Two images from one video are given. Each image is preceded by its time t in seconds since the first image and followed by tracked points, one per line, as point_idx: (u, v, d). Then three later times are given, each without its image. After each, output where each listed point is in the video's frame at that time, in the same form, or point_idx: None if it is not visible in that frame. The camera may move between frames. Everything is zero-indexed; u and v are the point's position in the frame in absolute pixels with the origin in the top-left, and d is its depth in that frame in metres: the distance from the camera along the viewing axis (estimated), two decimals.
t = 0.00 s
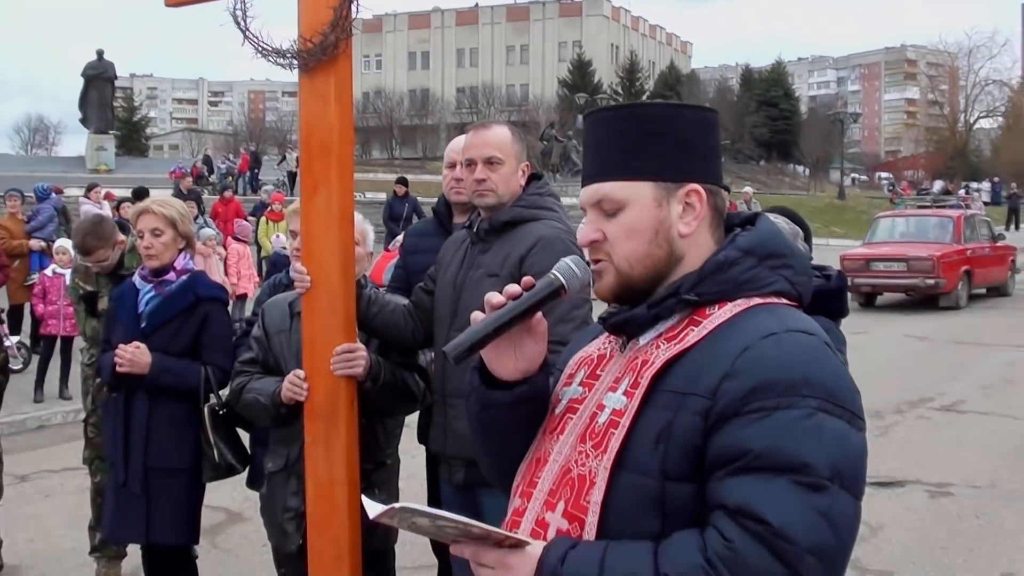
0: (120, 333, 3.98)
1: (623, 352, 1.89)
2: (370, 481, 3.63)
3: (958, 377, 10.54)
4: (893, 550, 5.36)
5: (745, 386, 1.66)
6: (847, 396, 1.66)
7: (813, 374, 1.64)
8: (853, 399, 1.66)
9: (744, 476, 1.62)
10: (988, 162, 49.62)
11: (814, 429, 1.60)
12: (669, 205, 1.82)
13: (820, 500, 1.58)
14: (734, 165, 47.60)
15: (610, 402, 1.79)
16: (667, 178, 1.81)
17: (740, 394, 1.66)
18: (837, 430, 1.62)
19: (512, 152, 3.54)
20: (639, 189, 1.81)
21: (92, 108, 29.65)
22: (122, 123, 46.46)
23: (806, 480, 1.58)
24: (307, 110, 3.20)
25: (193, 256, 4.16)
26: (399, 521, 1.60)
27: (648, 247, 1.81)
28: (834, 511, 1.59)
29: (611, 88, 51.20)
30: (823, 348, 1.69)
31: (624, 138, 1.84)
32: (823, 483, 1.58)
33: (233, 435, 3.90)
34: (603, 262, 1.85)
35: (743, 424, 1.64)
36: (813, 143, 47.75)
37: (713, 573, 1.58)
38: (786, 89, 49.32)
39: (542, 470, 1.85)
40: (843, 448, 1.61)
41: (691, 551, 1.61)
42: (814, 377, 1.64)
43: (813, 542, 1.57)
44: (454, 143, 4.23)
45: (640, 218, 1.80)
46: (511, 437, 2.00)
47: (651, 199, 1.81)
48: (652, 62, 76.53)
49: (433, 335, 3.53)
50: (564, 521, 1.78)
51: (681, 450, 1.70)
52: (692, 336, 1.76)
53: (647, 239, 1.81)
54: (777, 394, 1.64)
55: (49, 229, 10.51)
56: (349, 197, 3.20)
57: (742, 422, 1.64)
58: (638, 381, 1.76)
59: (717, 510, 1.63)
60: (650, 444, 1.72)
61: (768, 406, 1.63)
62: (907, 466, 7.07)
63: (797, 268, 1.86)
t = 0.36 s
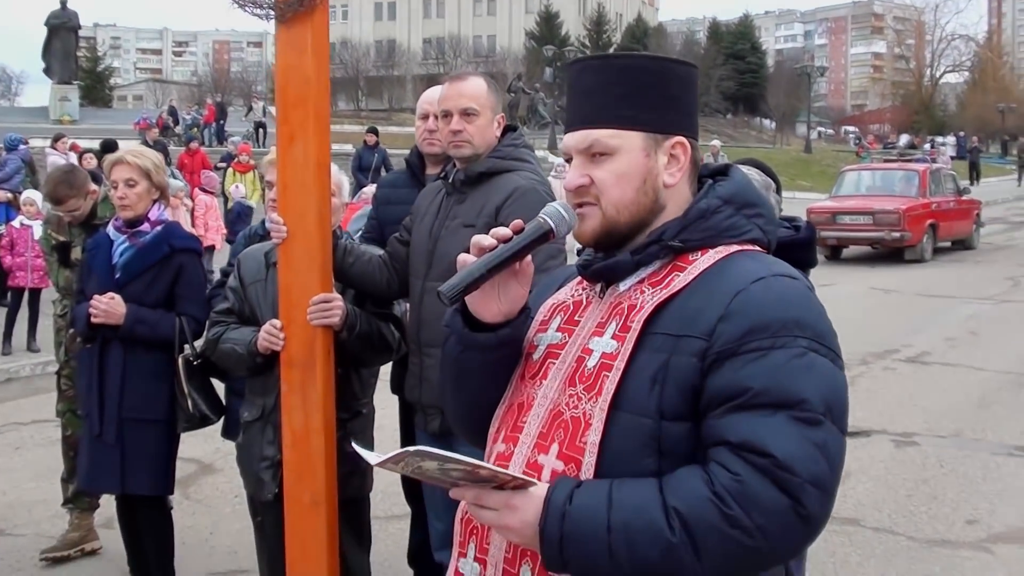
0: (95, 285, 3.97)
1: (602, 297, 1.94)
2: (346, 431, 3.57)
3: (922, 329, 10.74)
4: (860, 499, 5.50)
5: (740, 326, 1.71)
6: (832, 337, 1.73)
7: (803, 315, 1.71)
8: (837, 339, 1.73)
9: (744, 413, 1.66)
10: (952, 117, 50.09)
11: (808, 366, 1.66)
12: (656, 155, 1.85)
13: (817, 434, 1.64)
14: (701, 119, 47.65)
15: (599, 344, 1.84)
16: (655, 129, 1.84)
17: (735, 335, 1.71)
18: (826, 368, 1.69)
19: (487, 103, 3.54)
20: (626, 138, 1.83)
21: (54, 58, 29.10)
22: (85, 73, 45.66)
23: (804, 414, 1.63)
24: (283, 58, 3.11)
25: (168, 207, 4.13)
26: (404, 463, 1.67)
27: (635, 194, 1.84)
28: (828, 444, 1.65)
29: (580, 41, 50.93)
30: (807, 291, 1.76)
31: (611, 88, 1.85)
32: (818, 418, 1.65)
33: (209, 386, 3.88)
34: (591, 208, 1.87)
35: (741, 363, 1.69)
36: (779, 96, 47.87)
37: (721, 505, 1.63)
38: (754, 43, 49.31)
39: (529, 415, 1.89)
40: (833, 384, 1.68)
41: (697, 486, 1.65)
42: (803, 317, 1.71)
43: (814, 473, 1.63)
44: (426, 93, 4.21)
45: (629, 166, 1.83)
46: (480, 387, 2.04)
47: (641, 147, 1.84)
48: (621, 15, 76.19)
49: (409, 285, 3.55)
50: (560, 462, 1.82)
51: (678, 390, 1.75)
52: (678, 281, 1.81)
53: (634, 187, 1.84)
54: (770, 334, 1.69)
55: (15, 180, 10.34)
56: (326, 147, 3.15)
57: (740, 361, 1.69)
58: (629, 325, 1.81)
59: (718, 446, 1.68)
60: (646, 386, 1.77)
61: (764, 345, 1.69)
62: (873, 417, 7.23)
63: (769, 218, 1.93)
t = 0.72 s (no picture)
0: (57, 252, 3.96)
1: (568, 263, 1.99)
2: (309, 396, 3.57)
3: (875, 292, 10.95)
4: (816, 460, 5.65)
5: (721, 287, 1.80)
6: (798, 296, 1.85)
7: (774, 275, 1.82)
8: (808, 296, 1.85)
9: (731, 368, 1.76)
10: (904, 81, 50.65)
11: (785, 323, 1.77)
12: (621, 126, 1.91)
13: (798, 387, 1.76)
14: (657, 83, 47.77)
15: (577, 308, 1.89)
16: (620, 101, 1.90)
17: (716, 296, 1.79)
18: (798, 324, 1.80)
19: (449, 71, 3.56)
20: (593, 110, 1.88)
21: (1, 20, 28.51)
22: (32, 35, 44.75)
23: (786, 368, 1.75)
24: (245, 26, 3.11)
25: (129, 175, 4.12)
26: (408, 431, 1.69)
27: (603, 164, 1.90)
28: (808, 394, 1.77)
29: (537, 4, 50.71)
30: (775, 251, 1.87)
31: (578, 62, 1.89)
32: (798, 371, 1.76)
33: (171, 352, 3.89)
34: (559, 177, 1.91)
35: (725, 323, 1.77)
36: (734, 61, 48.09)
37: (719, 457, 1.72)
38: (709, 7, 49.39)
39: (504, 380, 1.93)
40: (808, 338, 1.79)
41: (693, 441, 1.74)
42: (776, 278, 1.81)
43: (799, 423, 1.75)
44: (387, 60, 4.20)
45: (598, 136, 1.88)
46: (444, 358, 2.06)
47: (607, 118, 1.89)
48: None
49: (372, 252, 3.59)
50: (545, 424, 1.86)
51: (663, 349, 1.82)
52: (650, 247, 1.88)
53: (600, 157, 1.89)
54: (749, 294, 1.79)
55: None
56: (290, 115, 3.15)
57: (724, 321, 1.78)
58: (607, 289, 1.87)
59: (706, 402, 1.76)
60: (630, 346, 1.83)
61: (745, 305, 1.78)
62: (827, 379, 7.40)
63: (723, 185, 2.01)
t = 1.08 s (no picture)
0: (9, 233, 3.91)
1: (522, 240, 2.01)
2: (264, 376, 3.58)
3: (827, 272, 11.12)
4: (769, 439, 5.75)
5: (678, 260, 1.84)
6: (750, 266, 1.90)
7: (729, 246, 1.86)
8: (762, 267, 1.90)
9: (692, 339, 1.80)
10: (856, 63, 51.19)
11: (741, 293, 1.82)
12: (571, 105, 1.94)
13: (755, 355, 1.81)
14: (612, 66, 47.92)
15: (535, 284, 1.92)
16: (569, 79, 1.93)
17: (674, 269, 1.83)
18: (752, 294, 1.86)
19: (403, 51, 3.57)
20: (544, 89, 1.90)
21: None
22: None
23: (743, 337, 1.80)
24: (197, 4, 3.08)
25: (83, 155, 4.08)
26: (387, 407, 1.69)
27: (555, 143, 1.93)
28: (764, 362, 1.82)
29: None
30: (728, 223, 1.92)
31: (527, 43, 1.91)
32: (754, 340, 1.81)
33: (125, 334, 3.90)
34: (512, 158, 1.94)
35: (683, 294, 1.82)
36: (689, 43, 48.37)
37: (683, 427, 1.77)
38: None
39: (463, 357, 1.95)
40: (763, 307, 1.85)
41: (657, 410, 1.78)
42: (731, 249, 1.86)
43: (756, 391, 1.80)
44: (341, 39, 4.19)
45: (550, 115, 1.91)
46: (402, 339, 2.07)
47: (557, 97, 1.92)
48: None
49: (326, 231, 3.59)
50: (508, 400, 1.89)
51: (622, 322, 1.86)
52: (604, 221, 1.91)
53: (552, 136, 1.92)
54: (706, 266, 1.83)
55: None
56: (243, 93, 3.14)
57: (683, 293, 1.82)
58: (564, 265, 1.90)
59: (667, 373, 1.81)
60: (590, 320, 1.86)
61: (702, 276, 1.82)
62: (780, 359, 7.51)
63: (669, 160, 2.06)
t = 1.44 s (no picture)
0: None
1: (481, 222, 2.04)
2: (222, 361, 3.58)
3: (786, 261, 11.27)
4: (728, 424, 5.83)
5: (629, 243, 1.87)
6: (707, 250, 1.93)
7: (681, 231, 1.89)
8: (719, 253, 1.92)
9: (641, 323, 1.83)
10: (815, 54, 51.68)
11: (694, 278, 1.85)
12: (527, 86, 1.96)
13: (705, 340, 1.83)
14: (573, 56, 48.05)
15: (489, 266, 1.95)
16: (525, 60, 1.95)
17: (624, 253, 1.87)
18: (706, 278, 1.88)
19: (359, 36, 3.59)
20: (498, 71, 1.93)
21: None
22: None
23: (693, 322, 1.82)
24: None
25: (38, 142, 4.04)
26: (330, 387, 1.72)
27: (510, 125, 1.95)
28: (715, 348, 1.85)
29: None
30: (684, 208, 1.95)
31: (479, 27, 1.93)
32: (706, 325, 1.84)
33: (82, 320, 3.88)
34: (468, 141, 1.97)
35: (633, 278, 1.85)
36: (650, 33, 48.60)
37: (628, 411, 1.79)
38: None
39: (418, 338, 1.98)
40: (715, 293, 1.87)
41: (602, 394, 1.80)
42: (684, 233, 1.89)
43: (705, 376, 1.82)
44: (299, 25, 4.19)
45: (504, 97, 1.93)
46: (362, 319, 2.10)
47: (512, 79, 1.94)
48: None
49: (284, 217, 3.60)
50: (458, 381, 1.92)
51: (573, 305, 1.89)
52: (560, 203, 1.94)
53: (506, 118, 1.94)
54: (657, 250, 1.86)
55: None
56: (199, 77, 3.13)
57: (633, 276, 1.85)
58: (518, 247, 1.93)
59: (616, 356, 1.83)
60: (541, 302, 1.90)
61: (653, 260, 1.85)
62: (740, 346, 7.62)
63: (631, 141, 2.09)
